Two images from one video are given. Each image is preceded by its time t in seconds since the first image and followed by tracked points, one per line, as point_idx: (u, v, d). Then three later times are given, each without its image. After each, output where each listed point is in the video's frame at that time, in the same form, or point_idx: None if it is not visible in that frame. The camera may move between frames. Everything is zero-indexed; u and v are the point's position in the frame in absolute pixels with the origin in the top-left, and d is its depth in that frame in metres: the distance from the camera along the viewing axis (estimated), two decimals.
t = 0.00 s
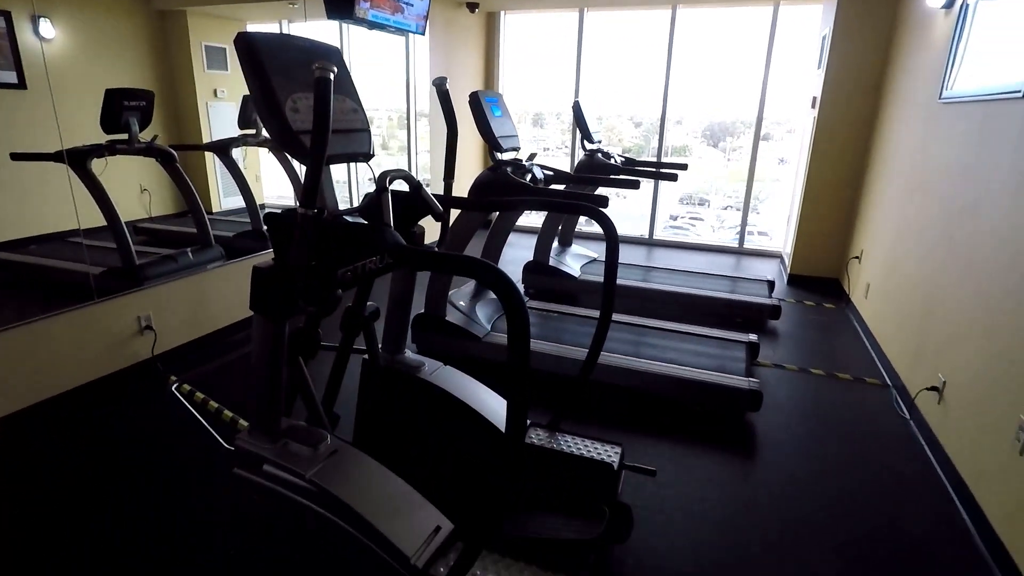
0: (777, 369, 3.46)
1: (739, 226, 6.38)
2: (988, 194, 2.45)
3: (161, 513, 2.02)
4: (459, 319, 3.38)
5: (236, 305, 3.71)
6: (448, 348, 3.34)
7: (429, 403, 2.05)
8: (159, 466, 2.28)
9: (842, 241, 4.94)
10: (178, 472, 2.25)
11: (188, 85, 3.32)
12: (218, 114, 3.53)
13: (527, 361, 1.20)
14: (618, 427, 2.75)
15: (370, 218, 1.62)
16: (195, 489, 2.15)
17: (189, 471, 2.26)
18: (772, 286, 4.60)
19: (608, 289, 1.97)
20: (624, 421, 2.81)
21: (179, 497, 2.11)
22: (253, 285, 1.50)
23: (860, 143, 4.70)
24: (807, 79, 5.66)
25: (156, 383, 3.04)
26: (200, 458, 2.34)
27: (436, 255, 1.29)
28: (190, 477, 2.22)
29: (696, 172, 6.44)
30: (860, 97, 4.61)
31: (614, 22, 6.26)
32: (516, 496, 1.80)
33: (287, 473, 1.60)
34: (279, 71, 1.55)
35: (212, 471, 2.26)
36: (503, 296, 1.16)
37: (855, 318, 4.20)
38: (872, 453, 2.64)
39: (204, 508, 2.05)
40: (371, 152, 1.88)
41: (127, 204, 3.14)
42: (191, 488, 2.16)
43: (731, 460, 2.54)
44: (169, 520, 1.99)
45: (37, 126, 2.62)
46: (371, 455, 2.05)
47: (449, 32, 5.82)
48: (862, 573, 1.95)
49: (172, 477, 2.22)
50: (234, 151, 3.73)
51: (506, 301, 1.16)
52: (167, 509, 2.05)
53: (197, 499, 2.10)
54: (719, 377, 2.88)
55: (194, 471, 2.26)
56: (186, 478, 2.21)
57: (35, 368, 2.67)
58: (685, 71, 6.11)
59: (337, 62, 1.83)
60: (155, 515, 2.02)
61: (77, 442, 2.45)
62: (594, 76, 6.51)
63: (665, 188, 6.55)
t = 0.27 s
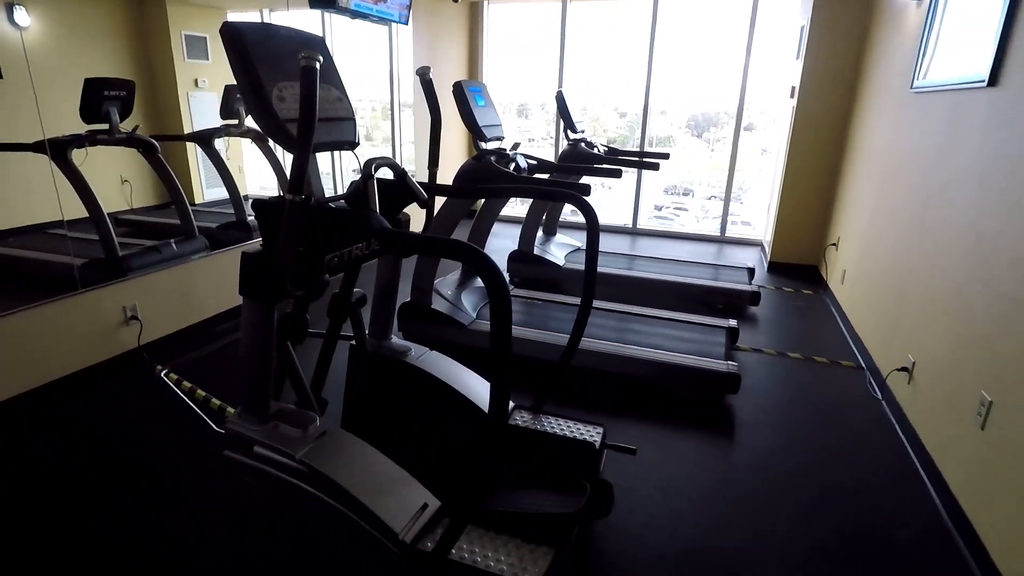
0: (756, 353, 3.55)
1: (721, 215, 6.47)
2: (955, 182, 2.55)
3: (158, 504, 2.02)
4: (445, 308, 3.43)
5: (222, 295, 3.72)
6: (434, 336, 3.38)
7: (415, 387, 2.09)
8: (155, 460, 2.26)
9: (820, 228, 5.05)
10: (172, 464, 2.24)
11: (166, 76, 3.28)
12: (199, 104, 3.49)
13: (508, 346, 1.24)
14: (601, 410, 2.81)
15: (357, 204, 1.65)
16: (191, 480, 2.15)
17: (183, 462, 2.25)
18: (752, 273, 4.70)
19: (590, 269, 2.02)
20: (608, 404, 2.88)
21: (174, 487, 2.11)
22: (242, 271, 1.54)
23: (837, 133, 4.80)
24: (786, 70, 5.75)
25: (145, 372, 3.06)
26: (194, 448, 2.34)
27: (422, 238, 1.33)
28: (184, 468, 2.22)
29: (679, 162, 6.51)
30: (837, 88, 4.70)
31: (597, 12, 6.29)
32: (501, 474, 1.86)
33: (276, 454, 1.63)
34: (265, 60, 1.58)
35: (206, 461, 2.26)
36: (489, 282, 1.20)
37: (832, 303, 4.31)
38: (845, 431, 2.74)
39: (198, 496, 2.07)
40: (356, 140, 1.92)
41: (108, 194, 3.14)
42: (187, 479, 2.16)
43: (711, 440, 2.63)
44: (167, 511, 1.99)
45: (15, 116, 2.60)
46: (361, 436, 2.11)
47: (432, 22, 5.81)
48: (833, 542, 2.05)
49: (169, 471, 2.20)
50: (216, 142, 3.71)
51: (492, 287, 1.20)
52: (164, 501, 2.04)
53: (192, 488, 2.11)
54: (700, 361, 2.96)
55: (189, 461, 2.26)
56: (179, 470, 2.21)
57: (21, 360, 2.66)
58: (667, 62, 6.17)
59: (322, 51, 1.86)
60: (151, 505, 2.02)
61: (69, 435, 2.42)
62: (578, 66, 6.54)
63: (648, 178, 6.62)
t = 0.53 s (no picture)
0: (737, 340, 3.61)
1: (704, 205, 6.53)
2: (928, 171, 2.61)
3: (144, 495, 2.02)
4: (429, 297, 3.44)
5: (203, 286, 3.69)
6: (419, 325, 3.40)
7: (400, 375, 2.11)
8: (141, 452, 2.25)
9: (800, 217, 5.13)
10: (158, 456, 2.23)
11: (144, 63, 3.25)
12: (179, 93, 3.45)
13: (490, 332, 1.26)
14: (585, 397, 2.86)
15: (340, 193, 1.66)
16: (178, 471, 2.15)
17: (168, 453, 2.24)
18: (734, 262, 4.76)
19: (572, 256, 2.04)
20: (591, 390, 2.92)
21: (160, 478, 2.11)
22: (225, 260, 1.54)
23: (816, 123, 4.87)
24: (767, 60, 5.81)
25: (128, 363, 3.04)
26: (179, 439, 2.33)
27: (405, 225, 1.34)
28: (170, 458, 2.21)
29: (662, 152, 6.55)
30: (816, 78, 4.76)
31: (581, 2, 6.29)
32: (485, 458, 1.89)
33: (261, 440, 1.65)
34: (246, 48, 1.58)
35: (192, 451, 2.26)
36: (472, 267, 1.22)
37: (810, 291, 4.39)
38: (821, 414, 2.81)
39: (185, 487, 2.07)
40: (339, 129, 1.93)
41: (86, 185, 3.10)
42: (173, 470, 2.15)
43: (692, 424, 2.69)
44: (154, 502, 1.99)
45: None
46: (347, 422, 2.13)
47: (415, 11, 5.78)
48: (809, 520, 2.11)
49: (155, 462, 2.19)
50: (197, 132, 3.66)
51: (474, 273, 1.22)
52: (151, 492, 2.04)
53: (178, 478, 2.11)
54: (681, 348, 3.01)
55: (174, 452, 2.25)
56: (165, 461, 2.20)
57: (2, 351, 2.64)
58: (650, 52, 6.19)
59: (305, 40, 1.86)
60: (138, 496, 2.02)
61: (52, 426, 2.41)
62: (562, 56, 6.54)
63: (632, 168, 6.66)
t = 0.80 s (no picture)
0: (720, 328, 3.65)
1: (688, 195, 6.56)
2: (905, 159, 2.65)
3: (127, 489, 2.00)
4: (414, 288, 3.44)
5: (184, 278, 3.65)
6: (405, 316, 3.40)
7: (386, 364, 2.11)
8: (123, 446, 2.22)
9: (782, 206, 5.18)
10: (141, 449, 2.21)
11: (121, 52, 3.17)
12: (157, 83, 3.39)
13: (473, 321, 1.27)
14: (570, 385, 2.88)
15: (324, 182, 1.65)
16: (161, 465, 2.13)
17: (150, 447, 2.22)
18: (717, 251, 4.81)
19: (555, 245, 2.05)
20: (577, 378, 2.95)
21: (143, 471, 2.09)
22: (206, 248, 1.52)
23: (797, 112, 4.91)
24: (750, 50, 5.83)
25: (108, 356, 3.00)
26: (162, 432, 2.31)
27: (388, 213, 1.34)
28: (153, 452, 2.19)
29: (646, 142, 6.58)
30: (797, 68, 4.80)
31: None
32: (470, 446, 1.91)
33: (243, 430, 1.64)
34: (223, 33, 1.55)
35: (176, 444, 2.24)
36: (455, 255, 1.22)
37: (792, 280, 4.45)
38: (802, 399, 2.86)
39: (168, 479, 2.05)
40: (321, 117, 1.91)
41: (63, 177, 3.03)
42: (156, 463, 2.13)
43: (675, 411, 2.72)
44: (137, 495, 1.97)
45: None
46: (331, 413, 2.12)
47: None
48: (789, 502, 2.15)
49: (138, 456, 2.17)
50: (177, 123, 3.60)
51: (457, 261, 1.23)
52: (134, 486, 2.02)
53: (161, 471, 2.09)
54: (665, 336, 3.04)
55: (157, 445, 2.23)
56: (147, 454, 2.18)
57: None
58: (634, 42, 6.19)
59: (286, 29, 1.85)
60: (120, 490, 2.00)
61: (30, 420, 2.38)
62: (546, 47, 6.52)
63: (617, 159, 6.68)
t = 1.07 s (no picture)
0: (706, 321, 3.68)
1: (675, 188, 6.59)
2: (887, 153, 2.68)
3: (111, 487, 1.98)
4: (402, 282, 3.42)
5: (167, 273, 3.60)
6: (392, 310, 3.38)
7: (374, 358, 2.10)
8: (107, 443, 2.19)
9: (767, 200, 5.22)
10: (125, 446, 2.18)
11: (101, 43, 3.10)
12: (137, 75, 3.34)
13: (461, 316, 1.27)
14: (558, 378, 2.89)
15: (309, 176, 1.64)
16: (146, 461, 2.10)
17: (135, 443, 2.19)
18: (703, 244, 4.84)
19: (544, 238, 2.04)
20: (565, 372, 2.95)
21: (128, 468, 2.07)
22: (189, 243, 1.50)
23: (782, 106, 4.94)
24: (735, 44, 5.85)
25: (90, 353, 2.96)
26: (147, 429, 2.28)
27: (374, 207, 1.34)
28: (138, 449, 2.17)
29: (633, 135, 6.60)
30: (782, 62, 4.83)
31: None
32: (459, 439, 1.91)
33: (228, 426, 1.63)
34: (205, 24, 1.53)
35: (161, 441, 2.22)
36: (442, 250, 1.22)
37: (777, 272, 4.49)
38: (787, 390, 2.90)
39: (154, 476, 2.03)
40: (306, 110, 1.89)
41: (41, 168, 3.00)
42: (141, 460, 2.11)
43: (663, 403, 2.74)
44: (123, 493, 1.95)
45: None
46: (318, 408, 2.11)
47: None
48: (776, 492, 2.18)
49: (123, 453, 2.15)
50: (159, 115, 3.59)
51: (445, 256, 1.22)
52: (119, 483, 2.00)
53: (146, 468, 2.07)
54: (653, 329, 3.06)
55: (141, 442, 2.21)
56: (132, 451, 2.15)
57: None
58: (621, 35, 6.19)
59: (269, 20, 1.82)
60: (105, 487, 1.98)
61: (11, 418, 2.35)
62: (532, 39, 6.50)
63: (604, 152, 6.69)
